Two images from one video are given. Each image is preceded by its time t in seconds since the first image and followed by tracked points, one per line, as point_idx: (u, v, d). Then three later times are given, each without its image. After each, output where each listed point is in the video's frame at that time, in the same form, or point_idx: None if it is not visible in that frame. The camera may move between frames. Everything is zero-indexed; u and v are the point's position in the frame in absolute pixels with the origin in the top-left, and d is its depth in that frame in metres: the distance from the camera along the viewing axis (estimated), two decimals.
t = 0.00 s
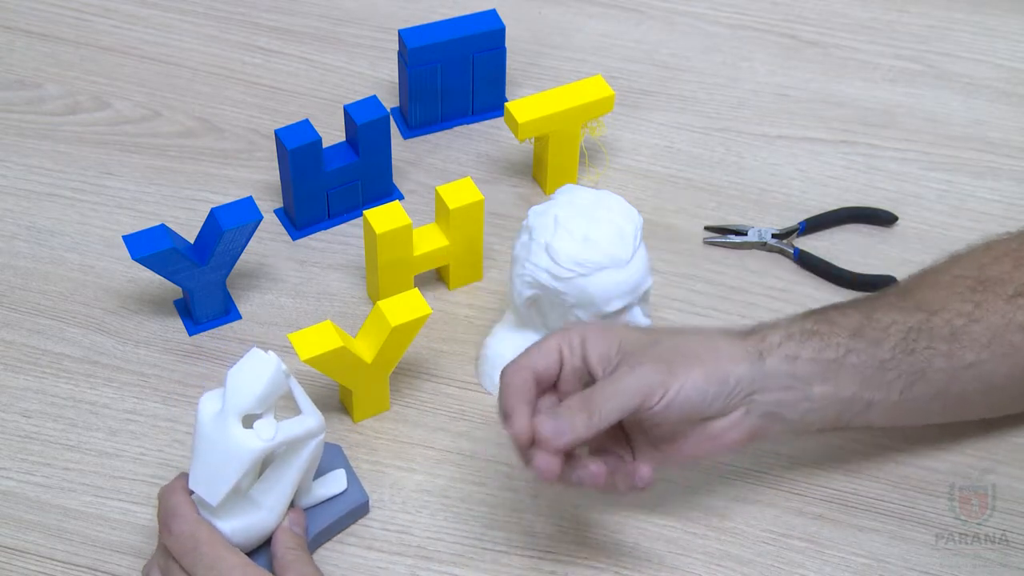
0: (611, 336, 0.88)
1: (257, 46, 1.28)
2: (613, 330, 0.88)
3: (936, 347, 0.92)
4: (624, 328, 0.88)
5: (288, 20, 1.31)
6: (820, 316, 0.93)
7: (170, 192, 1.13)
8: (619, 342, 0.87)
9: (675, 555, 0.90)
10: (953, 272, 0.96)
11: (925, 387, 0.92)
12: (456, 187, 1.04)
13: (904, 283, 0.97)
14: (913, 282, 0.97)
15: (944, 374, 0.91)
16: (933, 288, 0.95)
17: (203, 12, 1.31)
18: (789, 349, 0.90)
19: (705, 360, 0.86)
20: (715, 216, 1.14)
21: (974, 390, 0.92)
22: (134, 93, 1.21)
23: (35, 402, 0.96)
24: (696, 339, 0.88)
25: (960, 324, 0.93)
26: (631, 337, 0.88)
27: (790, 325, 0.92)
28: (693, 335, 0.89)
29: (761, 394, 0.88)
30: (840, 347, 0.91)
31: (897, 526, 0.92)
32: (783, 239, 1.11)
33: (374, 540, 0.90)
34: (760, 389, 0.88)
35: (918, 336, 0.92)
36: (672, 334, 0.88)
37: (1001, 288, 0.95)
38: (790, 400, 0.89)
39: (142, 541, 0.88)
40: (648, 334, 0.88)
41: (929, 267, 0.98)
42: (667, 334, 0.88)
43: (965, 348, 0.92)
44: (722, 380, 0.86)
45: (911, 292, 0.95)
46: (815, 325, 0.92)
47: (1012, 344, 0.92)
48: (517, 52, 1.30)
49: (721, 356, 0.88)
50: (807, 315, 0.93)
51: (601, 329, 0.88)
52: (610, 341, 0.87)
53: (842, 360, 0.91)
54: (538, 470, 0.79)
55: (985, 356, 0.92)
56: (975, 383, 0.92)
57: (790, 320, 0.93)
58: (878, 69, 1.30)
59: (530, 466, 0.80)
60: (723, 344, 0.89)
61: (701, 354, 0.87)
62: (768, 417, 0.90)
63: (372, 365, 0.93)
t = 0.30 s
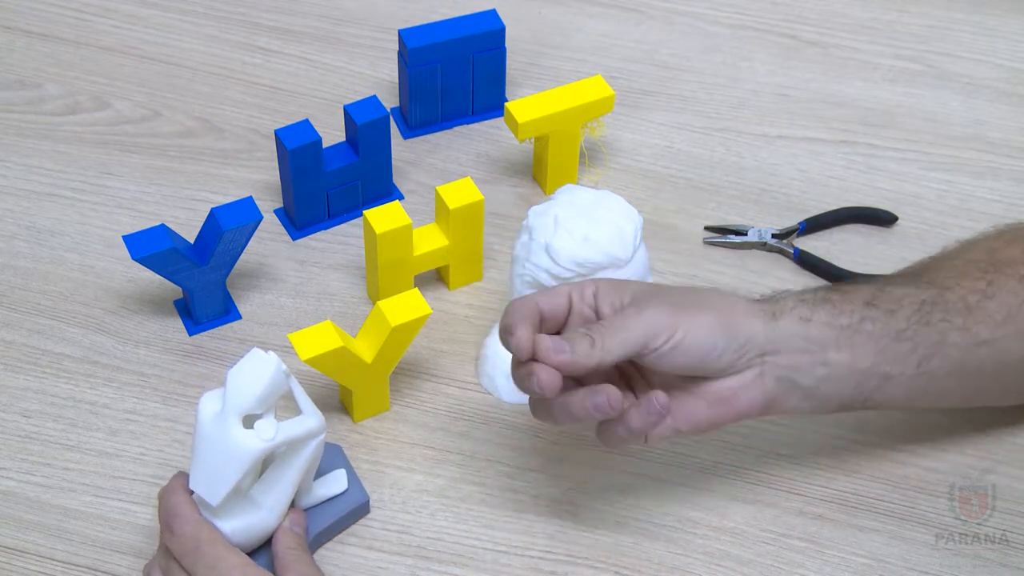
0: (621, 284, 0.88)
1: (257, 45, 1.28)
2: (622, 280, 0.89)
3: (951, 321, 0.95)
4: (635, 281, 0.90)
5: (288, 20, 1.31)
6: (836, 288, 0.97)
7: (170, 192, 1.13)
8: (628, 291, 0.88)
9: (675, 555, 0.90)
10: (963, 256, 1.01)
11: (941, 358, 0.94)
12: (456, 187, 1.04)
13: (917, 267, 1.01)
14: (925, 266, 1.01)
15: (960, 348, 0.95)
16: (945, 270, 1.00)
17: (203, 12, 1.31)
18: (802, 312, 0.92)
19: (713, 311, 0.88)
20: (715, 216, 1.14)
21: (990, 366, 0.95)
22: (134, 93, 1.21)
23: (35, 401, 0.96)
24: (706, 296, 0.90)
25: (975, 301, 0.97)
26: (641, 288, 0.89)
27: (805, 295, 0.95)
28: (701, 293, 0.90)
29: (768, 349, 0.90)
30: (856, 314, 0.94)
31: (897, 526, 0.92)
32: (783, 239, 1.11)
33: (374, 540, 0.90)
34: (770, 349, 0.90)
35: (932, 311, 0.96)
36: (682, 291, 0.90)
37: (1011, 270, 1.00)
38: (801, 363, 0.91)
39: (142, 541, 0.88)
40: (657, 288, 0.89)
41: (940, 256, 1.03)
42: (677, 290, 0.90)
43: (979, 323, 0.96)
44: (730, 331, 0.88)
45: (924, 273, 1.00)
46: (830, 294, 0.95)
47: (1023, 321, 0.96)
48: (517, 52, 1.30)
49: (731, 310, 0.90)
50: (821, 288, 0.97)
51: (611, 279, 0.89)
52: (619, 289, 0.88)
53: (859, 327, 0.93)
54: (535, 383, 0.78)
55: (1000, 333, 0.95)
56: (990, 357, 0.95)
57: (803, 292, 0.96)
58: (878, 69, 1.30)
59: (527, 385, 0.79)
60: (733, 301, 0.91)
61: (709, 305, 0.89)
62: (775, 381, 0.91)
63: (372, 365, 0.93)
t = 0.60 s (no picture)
0: (631, 285, 0.88)
1: (257, 46, 1.28)
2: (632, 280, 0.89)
3: (955, 325, 0.96)
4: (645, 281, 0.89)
5: (288, 20, 1.31)
6: (843, 290, 0.97)
7: (170, 192, 1.13)
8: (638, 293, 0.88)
9: (675, 555, 0.90)
10: (969, 256, 1.01)
11: (945, 363, 0.95)
12: (456, 187, 1.04)
13: (923, 266, 1.01)
14: (932, 265, 1.01)
15: (965, 353, 0.95)
16: (951, 270, 1.00)
17: (204, 12, 1.31)
18: (811, 318, 0.92)
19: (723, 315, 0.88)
20: (715, 216, 1.14)
21: (994, 370, 0.95)
22: (134, 93, 1.21)
23: (35, 402, 0.96)
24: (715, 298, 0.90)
25: (980, 304, 0.97)
26: (652, 289, 0.88)
27: (814, 297, 0.95)
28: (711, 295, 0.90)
29: (776, 353, 0.90)
30: (863, 319, 0.94)
31: (897, 526, 0.92)
32: (783, 239, 1.11)
33: (374, 540, 0.90)
34: (778, 356, 0.90)
35: (938, 315, 0.96)
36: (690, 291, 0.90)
37: (1017, 272, 0.99)
38: (808, 369, 0.91)
39: (142, 541, 0.88)
40: (667, 289, 0.89)
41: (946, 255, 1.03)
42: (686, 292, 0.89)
43: (983, 327, 0.96)
44: (739, 336, 0.88)
45: (930, 273, 1.00)
46: (838, 297, 0.95)
47: None
48: (517, 52, 1.30)
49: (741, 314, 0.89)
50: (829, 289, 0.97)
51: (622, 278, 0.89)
52: (629, 291, 0.88)
53: (866, 332, 0.93)
54: (545, 391, 0.78)
55: (1005, 337, 0.95)
56: (993, 361, 0.95)
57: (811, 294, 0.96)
58: (878, 69, 1.30)
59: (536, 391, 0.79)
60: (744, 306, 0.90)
61: (719, 309, 0.88)
62: (782, 387, 0.91)
63: (372, 365, 0.93)
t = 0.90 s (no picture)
0: (634, 284, 0.88)
1: (257, 46, 1.28)
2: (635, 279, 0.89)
3: (956, 327, 0.96)
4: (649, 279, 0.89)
5: (288, 20, 1.31)
6: (847, 291, 0.97)
7: (170, 192, 1.13)
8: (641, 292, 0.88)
9: (675, 555, 0.90)
10: (970, 257, 1.01)
11: (945, 365, 0.95)
12: (456, 187, 1.04)
13: (925, 267, 1.01)
14: (933, 266, 1.01)
15: (965, 355, 0.95)
16: (953, 270, 1.00)
17: (204, 12, 1.31)
18: (813, 320, 0.92)
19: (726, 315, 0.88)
20: (715, 216, 1.14)
21: (994, 372, 0.95)
22: (134, 93, 1.21)
23: (35, 402, 0.96)
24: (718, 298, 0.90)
25: (981, 306, 0.97)
26: (654, 289, 0.88)
27: (817, 298, 0.95)
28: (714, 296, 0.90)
29: (778, 354, 0.90)
30: (865, 321, 0.94)
31: (897, 526, 0.92)
32: (783, 239, 1.11)
33: (375, 540, 0.90)
34: (780, 358, 0.90)
35: (939, 317, 0.96)
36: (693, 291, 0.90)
37: (1018, 274, 0.99)
38: (809, 371, 0.91)
39: (142, 541, 0.88)
40: (670, 289, 0.89)
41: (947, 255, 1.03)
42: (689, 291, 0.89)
43: (983, 328, 0.96)
44: (742, 336, 0.88)
45: (932, 274, 1.00)
46: (841, 298, 0.95)
47: None
48: (517, 52, 1.30)
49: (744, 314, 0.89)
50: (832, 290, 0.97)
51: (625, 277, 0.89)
52: (632, 290, 0.88)
53: (868, 335, 0.93)
54: (545, 391, 0.78)
55: (1005, 339, 0.95)
56: (993, 363, 0.95)
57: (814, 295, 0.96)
58: (878, 69, 1.30)
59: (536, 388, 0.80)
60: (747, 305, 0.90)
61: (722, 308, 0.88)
62: (783, 387, 0.91)
63: (372, 365, 0.93)
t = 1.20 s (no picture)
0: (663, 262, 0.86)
1: (257, 45, 1.28)
2: (666, 255, 0.87)
3: (959, 329, 0.95)
4: (680, 252, 0.87)
5: (288, 20, 1.31)
6: (868, 283, 0.95)
7: (170, 192, 1.13)
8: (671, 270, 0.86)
9: (675, 555, 0.90)
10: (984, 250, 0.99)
11: (940, 366, 0.96)
12: (456, 187, 1.04)
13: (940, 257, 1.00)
14: (947, 257, 0.99)
15: (962, 357, 0.95)
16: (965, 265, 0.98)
17: (204, 12, 1.31)
18: (830, 323, 0.91)
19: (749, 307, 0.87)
20: (715, 216, 1.14)
21: (985, 373, 0.96)
22: (134, 93, 1.21)
23: (35, 402, 0.96)
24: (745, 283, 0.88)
25: (987, 308, 0.96)
26: (684, 266, 0.87)
27: (840, 288, 0.94)
28: (741, 279, 0.89)
29: (790, 349, 0.90)
30: (876, 324, 0.93)
31: (897, 526, 0.92)
32: (783, 239, 1.11)
33: (375, 540, 0.90)
34: (789, 355, 0.91)
35: (945, 319, 0.95)
36: (720, 272, 0.88)
37: None
38: (808, 367, 0.93)
39: (142, 541, 0.88)
40: (699, 267, 0.87)
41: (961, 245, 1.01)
42: (717, 273, 0.88)
43: (984, 331, 0.96)
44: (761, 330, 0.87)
45: (946, 266, 0.98)
46: (862, 292, 0.94)
47: None
48: (517, 52, 1.30)
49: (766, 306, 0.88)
50: (853, 279, 0.95)
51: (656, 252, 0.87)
52: (660, 269, 0.86)
53: (874, 337, 0.93)
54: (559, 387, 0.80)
55: (1005, 343, 0.96)
56: (987, 366, 0.96)
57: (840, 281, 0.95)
58: (878, 69, 1.30)
59: (549, 377, 0.81)
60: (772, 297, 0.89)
61: (746, 298, 0.87)
62: (782, 376, 0.93)
63: (372, 365, 0.93)
